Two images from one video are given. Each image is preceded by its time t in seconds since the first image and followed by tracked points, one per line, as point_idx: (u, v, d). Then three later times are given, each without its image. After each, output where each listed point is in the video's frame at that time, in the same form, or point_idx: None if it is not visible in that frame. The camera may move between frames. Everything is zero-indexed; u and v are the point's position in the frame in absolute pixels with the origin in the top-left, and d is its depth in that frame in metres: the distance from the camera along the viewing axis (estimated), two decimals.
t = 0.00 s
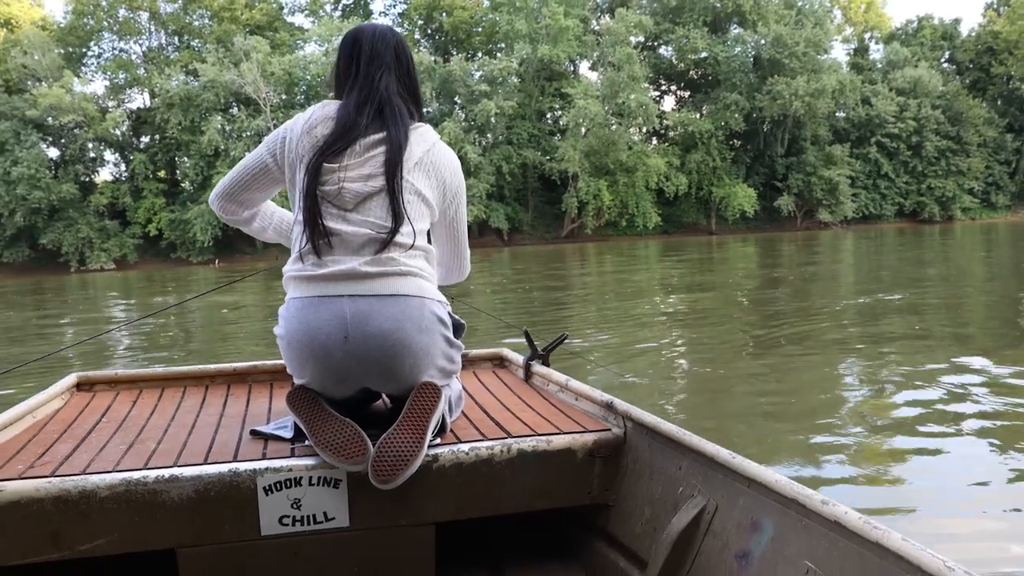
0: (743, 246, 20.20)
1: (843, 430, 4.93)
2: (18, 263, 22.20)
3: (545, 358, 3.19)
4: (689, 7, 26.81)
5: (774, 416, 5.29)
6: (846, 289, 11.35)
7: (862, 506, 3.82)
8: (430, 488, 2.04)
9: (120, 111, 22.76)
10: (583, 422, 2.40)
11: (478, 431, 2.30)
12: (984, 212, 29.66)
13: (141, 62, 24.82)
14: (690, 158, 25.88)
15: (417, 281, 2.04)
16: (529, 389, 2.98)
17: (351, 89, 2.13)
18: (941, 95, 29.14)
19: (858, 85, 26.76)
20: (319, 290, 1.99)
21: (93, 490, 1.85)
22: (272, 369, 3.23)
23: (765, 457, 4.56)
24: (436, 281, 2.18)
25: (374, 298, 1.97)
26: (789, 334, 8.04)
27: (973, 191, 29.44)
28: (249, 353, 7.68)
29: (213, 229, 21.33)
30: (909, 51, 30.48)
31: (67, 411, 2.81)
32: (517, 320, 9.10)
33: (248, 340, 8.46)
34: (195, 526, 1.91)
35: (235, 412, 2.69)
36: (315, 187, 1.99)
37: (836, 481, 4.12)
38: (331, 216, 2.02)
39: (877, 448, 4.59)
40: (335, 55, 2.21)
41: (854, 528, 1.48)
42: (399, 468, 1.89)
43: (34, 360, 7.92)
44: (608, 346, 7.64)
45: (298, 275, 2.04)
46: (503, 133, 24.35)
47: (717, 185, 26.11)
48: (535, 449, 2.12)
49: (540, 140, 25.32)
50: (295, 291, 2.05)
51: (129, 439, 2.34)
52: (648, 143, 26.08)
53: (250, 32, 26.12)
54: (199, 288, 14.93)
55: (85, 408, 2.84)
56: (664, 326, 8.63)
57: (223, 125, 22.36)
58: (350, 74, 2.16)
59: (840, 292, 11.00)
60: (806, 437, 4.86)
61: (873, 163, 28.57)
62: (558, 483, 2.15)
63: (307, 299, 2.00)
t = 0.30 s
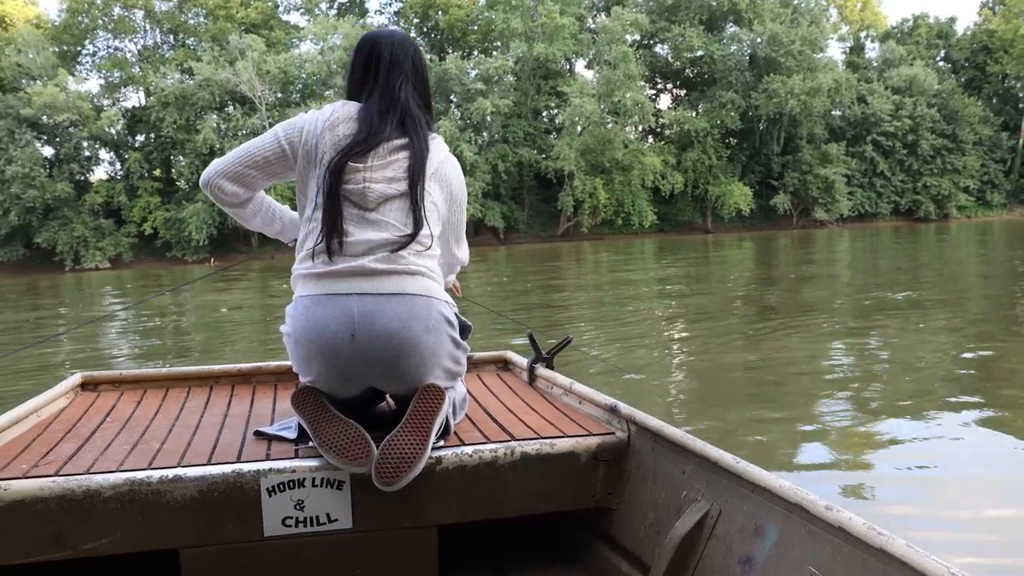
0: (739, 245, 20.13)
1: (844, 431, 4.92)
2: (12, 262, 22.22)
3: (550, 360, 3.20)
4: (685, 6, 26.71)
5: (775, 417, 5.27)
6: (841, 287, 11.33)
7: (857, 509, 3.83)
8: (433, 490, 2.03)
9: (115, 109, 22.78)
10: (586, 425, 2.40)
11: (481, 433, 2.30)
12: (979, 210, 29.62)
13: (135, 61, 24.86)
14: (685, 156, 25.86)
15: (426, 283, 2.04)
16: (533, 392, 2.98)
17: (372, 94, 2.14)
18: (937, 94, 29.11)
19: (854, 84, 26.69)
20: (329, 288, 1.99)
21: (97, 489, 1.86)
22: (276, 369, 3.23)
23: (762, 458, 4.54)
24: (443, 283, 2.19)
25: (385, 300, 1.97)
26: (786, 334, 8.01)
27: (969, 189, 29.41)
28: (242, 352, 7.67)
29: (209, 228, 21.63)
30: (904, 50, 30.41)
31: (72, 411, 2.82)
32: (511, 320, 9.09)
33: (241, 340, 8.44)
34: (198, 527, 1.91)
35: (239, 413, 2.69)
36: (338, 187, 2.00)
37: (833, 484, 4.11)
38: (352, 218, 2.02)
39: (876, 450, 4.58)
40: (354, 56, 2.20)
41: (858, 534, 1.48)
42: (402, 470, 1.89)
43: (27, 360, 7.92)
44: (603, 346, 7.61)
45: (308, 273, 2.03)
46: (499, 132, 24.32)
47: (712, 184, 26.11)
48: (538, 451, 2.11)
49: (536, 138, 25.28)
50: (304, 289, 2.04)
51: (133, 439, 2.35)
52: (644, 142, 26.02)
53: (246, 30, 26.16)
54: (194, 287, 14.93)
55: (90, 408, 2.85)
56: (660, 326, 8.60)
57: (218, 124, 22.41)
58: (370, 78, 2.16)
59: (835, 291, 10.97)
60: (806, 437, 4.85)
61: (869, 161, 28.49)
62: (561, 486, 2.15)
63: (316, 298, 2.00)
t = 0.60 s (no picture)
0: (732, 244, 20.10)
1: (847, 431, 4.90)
2: (5, 262, 22.22)
3: (556, 361, 3.19)
4: (678, 5, 26.70)
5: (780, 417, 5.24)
6: (836, 285, 11.32)
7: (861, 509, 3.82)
8: (439, 490, 2.04)
9: (107, 109, 22.85)
10: (592, 425, 2.41)
11: (487, 433, 2.31)
12: (972, 209, 29.64)
13: (128, 60, 25.02)
14: (679, 155, 25.84)
15: (435, 286, 2.06)
16: (538, 392, 2.98)
17: (389, 98, 2.15)
18: (930, 93, 29.15)
19: (847, 83, 26.69)
20: (339, 286, 2.00)
21: (103, 489, 1.86)
22: (282, 369, 3.23)
23: (763, 457, 4.52)
24: (449, 283, 2.20)
25: (398, 300, 1.98)
26: (782, 334, 7.98)
27: (962, 188, 29.44)
28: (234, 352, 7.64)
29: (202, 227, 22.19)
30: (898, 49, 30.43)
31: (79, 411, 2.82)
32: (504, 319, 9.07)
33: (233, 340, 8.41)
34: (206, 526, 1.92)
35: (246, 413, 2.69)
36: (361, 188, 2.01)
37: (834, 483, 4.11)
38: (371, 219, 2.04)
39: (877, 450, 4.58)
40: (368, 60, 2.21)
41: (864, 534, 1.48)
42: (408, 469, 1.89)
43: (17, 361, 7.90)
44: (597, 345, 7.58)
45: (320, 272, 2.03)
46: (492, 131, 24.31)
47: (706, 183, 26.09)
48: (544, 452, 2.11)
49: (530, 138, 25.26)
50: (313, 288, 2.04)
51: (140, 439, 2.35)
52: (637, 141, 26.01)
53: (240, 29, 26.19)
54: (188, 287, 14.92)
55: (97, 408, 2.86)
56: (654, 325, 8.56)
57: (211, 124, 22.52)
58: (385, 84, 2.18)
59: (828, 290, 10.94)
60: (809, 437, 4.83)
61: (862, 160, 28.45)
62: (566, 486, 2.15)
63: (325, 297, 2.00)
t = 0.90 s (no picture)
0: (723, 245, 20.06)
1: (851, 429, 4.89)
2: None
3: (562, 359, 3.19)
4: (670, 5, 26.66)
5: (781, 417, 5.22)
6: (827, 286, 11.33)
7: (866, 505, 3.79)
8: (446, 489, 2.04)
9: (98, 109, 22.86)
10: (598, 423, 2.40)
11: (494, 432, 2.31)
12: (963, 210, 29.72)
13: (119, 59, 24.99)
14: (671, 156, 25.79)
15: (441, 284, 2.06)
16: (544, 390, 2.98)
17: (392, 98, 2.15)
18: (921, 94, 29.22)
19: (839, 84, 26.69)
20: (346, 283, 2.00)
21: (113, 489, 1.87)
22: (288, 369, 3.24)
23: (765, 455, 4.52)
24: (454, 280, 2.20)
25: (403, 298, 1.98)
26: (776, 334, 7.94)
27: (953, 189, 29.51)
28: (223, 355, 7.61)
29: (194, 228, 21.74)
30: (889, 50, 30.45)
31: (87, 412, 2.83)
32: (497, 320, 9.06)
33: (224, 342, 8.39)
34: (214, 526, 1.92)
35: (253, 413, 2.70)
36: (367, 188, 2.01)
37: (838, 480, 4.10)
38: (378, 217, 2.04)
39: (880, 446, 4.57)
40: (371, 59, 2.21)
41: (872, 532, 1.47)
42: (414, 469, 1.89)
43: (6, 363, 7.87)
44: (590, 346, 7.53)
45: (327, 272, 2.03)
46: (484, 131, 24.22)
47: (697, 183, 26.04)
48: (550, 450, 2.11)
49: (521, 138, 25.21)
50: (319, 287, 2.05)
51: (148, 439, 2.36)
52: (629, 141, 25.96)
53: (231, 30, 26.17)
54: (179, 288, 14.89)
55: (105, 409, 2.86)
56: (646, 326, 8.51)
57: (202, 124, 22.57)
58: (388, 84, 2.18)
59: (819, 291, 10.91)
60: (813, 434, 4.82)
61: (853, 161, 28.43)
62: (573, 485, 2.15)
63: (331, 296, 2.00)
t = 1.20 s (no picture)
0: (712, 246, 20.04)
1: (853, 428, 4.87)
2: None
3: (566, 358, 3.19)
4: (660, 7, 26.65)
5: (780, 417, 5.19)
6: (815, 286, 11.36)
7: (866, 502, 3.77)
8: (451, 488, 2.04)
9: (84, 108, 22.84)
10: (602, 422, 2.40)
11: (498, 431, 2.30)
12: (949, 211, 29.84)
13: (105, 58, 24.98)
14: (660, 157, 25.76)
15: (441, 280, 2.05)
16: (549, 390, 2.98)
17: (386, 100, 2.15)
18: (908, 96, 29.35)
19: (827, 85, 26.74)
20: (347, 281, 2.00)
21: (117, 488, 1.87)
22: (292, 368, 3.24)
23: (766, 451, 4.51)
24: (457, 277, 2.19)
25: (400, 296, 1.98)
26: (767, 334, 7.91)
27: (939, 191, 29.65)
28: (210, 356, 7.57)
29: (181, 229, 21.74)
30: (877, 52, 30.55)
31: (91, 411, 2.83)
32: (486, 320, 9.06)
33: (211, 342, 8.35)
34: (220, 525, 1.92)
35: (257, 412, 2.70)
36: (362, 187, 2.02)
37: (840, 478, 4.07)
38: (376, 215, 2.04)
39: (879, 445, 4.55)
40: (365, 61, 2.22)
41: (877, 531, 1.47)
42: (419, 468, 1.89)
43: None
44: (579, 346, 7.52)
45: (327, 271, 2.04)
46: (473, 132, 24.11)
47: (687, 184, 26.04)
48: (554, 450, 2.11)
49: (511, 139, 25.11)
50: (320, 287, 2.05)
51: (153, 438, 2.37)
52: (618, 142, 25.91)
53: (219, 29, 26.09)
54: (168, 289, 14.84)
55: (110, 408, 2.87)
56: (637, 326, 8.49)
57: (191, 124, 22.56)
58: (382, 85, 2.18)
59: (808, 291, 10.90)
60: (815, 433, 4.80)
61: (841, 162, 28.46)
62: (578, 484, 2.15)
63: (331, 294, 2.01)
